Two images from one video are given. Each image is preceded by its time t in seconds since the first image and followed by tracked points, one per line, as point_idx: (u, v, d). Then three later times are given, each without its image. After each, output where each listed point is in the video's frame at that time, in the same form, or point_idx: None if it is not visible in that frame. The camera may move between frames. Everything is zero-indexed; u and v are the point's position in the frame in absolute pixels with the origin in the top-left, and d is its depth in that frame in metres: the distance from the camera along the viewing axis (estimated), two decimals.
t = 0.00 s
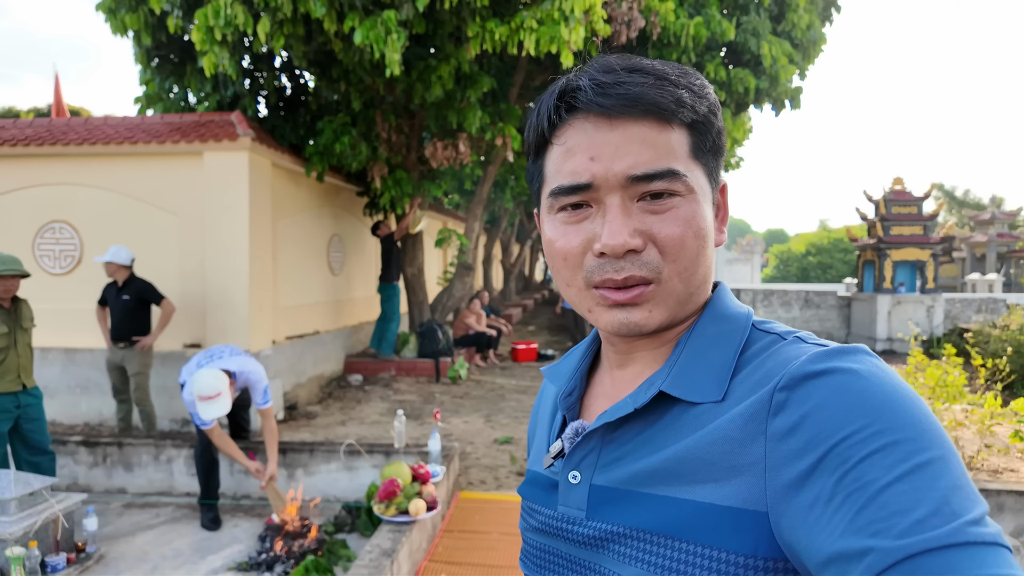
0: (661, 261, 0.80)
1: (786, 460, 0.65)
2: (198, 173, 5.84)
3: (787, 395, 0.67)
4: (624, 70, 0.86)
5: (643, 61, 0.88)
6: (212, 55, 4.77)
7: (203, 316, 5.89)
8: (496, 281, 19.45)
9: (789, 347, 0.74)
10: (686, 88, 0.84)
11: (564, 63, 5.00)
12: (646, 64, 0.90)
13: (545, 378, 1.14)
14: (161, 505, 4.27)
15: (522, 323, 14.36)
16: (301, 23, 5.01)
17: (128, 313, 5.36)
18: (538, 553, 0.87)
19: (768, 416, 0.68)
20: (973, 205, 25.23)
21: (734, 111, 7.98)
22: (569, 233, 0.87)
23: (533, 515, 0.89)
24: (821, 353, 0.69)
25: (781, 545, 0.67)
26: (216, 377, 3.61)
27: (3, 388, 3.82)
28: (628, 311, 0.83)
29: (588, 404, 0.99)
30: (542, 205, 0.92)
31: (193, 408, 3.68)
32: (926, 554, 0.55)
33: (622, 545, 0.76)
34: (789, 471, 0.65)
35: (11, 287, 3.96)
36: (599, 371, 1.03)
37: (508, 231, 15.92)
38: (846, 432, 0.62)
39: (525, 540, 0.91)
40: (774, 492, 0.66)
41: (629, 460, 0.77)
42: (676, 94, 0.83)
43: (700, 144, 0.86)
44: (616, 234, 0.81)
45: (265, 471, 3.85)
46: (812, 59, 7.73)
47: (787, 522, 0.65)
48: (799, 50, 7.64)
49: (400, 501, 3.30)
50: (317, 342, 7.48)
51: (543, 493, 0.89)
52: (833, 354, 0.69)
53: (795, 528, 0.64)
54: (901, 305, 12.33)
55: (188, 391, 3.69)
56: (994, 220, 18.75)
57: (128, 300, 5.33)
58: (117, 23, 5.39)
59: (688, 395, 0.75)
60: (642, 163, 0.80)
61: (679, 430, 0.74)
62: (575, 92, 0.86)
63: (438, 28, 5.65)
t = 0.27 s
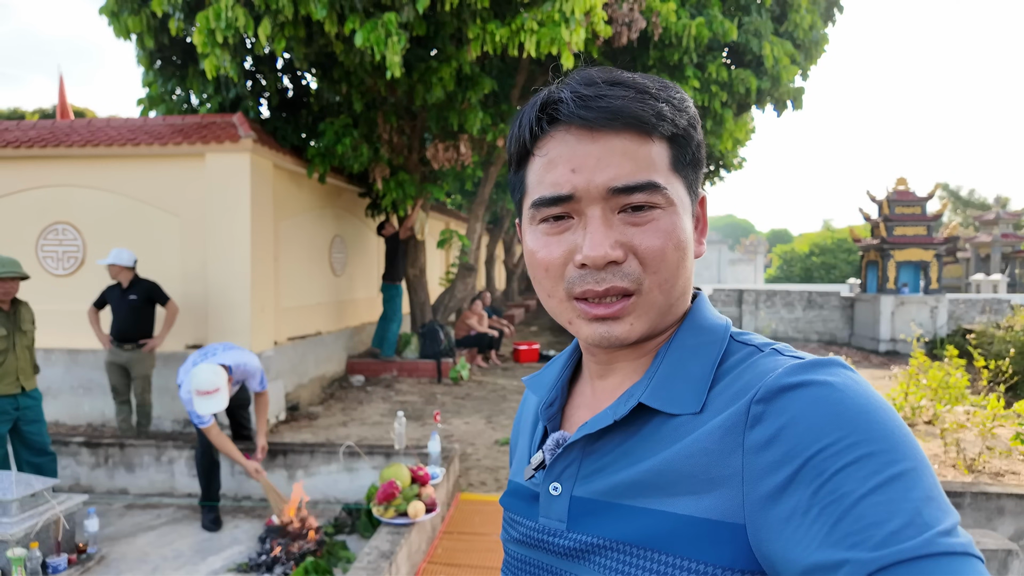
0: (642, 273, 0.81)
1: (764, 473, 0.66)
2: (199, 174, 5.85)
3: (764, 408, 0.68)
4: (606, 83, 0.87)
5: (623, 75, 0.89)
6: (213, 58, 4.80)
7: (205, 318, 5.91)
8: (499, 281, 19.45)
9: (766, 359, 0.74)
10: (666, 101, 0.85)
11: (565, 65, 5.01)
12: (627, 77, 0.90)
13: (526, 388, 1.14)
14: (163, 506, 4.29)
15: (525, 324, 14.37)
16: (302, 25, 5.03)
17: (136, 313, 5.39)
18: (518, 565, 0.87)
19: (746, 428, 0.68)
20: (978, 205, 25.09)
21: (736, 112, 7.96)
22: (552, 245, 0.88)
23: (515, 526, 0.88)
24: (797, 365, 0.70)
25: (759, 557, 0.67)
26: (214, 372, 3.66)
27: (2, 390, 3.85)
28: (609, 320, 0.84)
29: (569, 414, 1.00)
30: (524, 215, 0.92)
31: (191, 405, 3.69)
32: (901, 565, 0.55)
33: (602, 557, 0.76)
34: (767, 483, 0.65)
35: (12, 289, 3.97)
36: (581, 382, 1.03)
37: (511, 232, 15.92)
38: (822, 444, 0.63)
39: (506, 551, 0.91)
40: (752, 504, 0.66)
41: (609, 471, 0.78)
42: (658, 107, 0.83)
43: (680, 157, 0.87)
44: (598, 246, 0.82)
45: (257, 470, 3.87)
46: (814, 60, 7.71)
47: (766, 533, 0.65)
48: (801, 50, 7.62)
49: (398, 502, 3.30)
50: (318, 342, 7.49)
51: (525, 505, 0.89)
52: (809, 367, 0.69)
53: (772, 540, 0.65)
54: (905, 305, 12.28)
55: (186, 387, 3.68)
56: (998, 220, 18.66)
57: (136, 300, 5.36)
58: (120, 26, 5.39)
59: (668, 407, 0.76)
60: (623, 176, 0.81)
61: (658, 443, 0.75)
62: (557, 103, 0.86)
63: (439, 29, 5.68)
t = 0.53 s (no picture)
0: (616, 282, 0.85)
1: (735, 481, 0.69)
2: (203, 175, 5.88)
3: (734, 418, 0.71)
4: (580, 95, 0.91)
5: (598, 87, 0.93)
6: (216, 61, 4.85)
7: (209, 319, 5.94)
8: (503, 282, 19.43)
9: (736, 368, 0.78)
10: (639, 114, 0.89)
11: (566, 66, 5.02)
12: (602, 89, 0.94)
13: (502, 399, 1.18)
14: (166, 506, 4.33)
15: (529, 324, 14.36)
16: (305, 28, 5.05)
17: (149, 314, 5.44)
18: None
19: (717, 438, 0.71)
20: (986, 205, 24.90)
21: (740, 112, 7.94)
22: (526, 254, 0.91)
23: (492, 537, 0.90)
24: (766, 376, 0.73)
25: (731, 565, 0.70)
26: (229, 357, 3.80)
27: (6, 391, 3.89)
28: (584, 329, 0.88)
29: (544, 424, 1.03)
30: (501, 225, 0.96)
31: (198, 394, 3.70)
32: (867, 572, 0.58)
33: (576, 567, 0.78)
34: (738, 492, 0.68)
35: (16, 292, 4.01)
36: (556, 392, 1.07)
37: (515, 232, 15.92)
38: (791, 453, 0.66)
39: (483, 562, 0.93)
40: (724, 512, 0.69)
41: (584, 481, 0.80)
42: (630, 120, 0.88)
43: (654, 169, 0.91)
44: (573, 256, 0.85)
45: (258, 468, 3.89)
46: (819, 60, 7.67)
47: (738, 541, 0.68)
48: (805, 50, 7.59)
49: (398, 504, 3.32)
50: (322, 343, 7.52)
51: (502, 516, 0.92)
52: (778, 378, 0.72)
53: (744, 548, 0.67)
54: (911, 306, 12.21)
55: (195, 373, 3.69)
56: (1006, 220, 18.52)
57: (150, 301, 5.42)
58: (124, 28, 5.45)
59: (641, 416, 0.79)
60: (597, 187, 0.85)
61: (633, 451, 0.78)
62: (532, 115, 0.91)
63: (442, 31, 5.70)
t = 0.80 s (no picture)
0: (589, 295, 0.94)
1: (706, 492, 0.75)
2: (210, 177, 5.93)
3: (704, 429, 0.78)
4: (554, 108, 1.00)
5: (571, 101, 1.03)
6: (223, 63, 4.90)
7: (216, 319, 5.99)
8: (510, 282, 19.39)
9: (704, 378, 0.86)
10: (611, 129, 0.99)
11: (570, 68, 5.04)
12: (575, 103, 1.04)
13: (476, 409, 1.28)
14: (172, 505, 4.37)
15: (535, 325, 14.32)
16: (310, 30, 5.07)
17: (159, 314, 5.51)
18: None
19: (687, 448, 0.78)
20: (998, 204, 24.62)
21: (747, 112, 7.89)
22: (500, 266, 1.01)
23: (467, 551, 0.97)
24: (735, 388, 0.80)
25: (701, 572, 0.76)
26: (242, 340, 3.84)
27: (16, 392, 3.94)
28: (558, 340, 0.97)
29: (517, 436, 1.13)
30: (477, 235, 1.06)
31: (207, 385, 3.78)
32: None
33: None
34: (708, 502, 0.75)
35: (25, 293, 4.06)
36: (529, 405, 1.17)
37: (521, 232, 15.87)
38: (759, 464, 0.73)
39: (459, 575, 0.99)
40: (695, 521, 0.76)
41: (558, 493, 0.87)
42: (603, 134, 0.98)
43: (626, 182, 1.01)
44: (547, 270, 0.94)
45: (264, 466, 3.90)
46: (826, 59, 7.62)
47: (708, 548, 0.75)
48: (813, 50, 7.53)
49: (400, 506, 3.34)
50: (329, 343, 7.56)
51: (476, 529, 1.00)
52: (746, 390, 0.79)
53: (715, 555, 0.74)
54: (921, 306, 12.09)
55: (211, 360, 3.76)
56: (1019, 220, 18.31)
57: (161, 301, 5.48)
58: (132, 31, 5.51)
59: (614, 428, 0.86)
60: (571, 203, 0.94)
61: (610, 459, 0.84)
62: (507, 128, 1.00)
63: (446, 32, 5.74)
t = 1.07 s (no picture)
0: (557, 309, 0.99)
1: (669, 503, 0.79)
2: (219, 178, 5.97)
3: (665, 441, 0.81)
4: (523, 123, 1.04)
5: (541, 117, 1.06)
6: (229, 66, 4.96)
7: (225, 319, 6.04)
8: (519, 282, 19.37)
9: (667, 390, 0.90)
10: (579, 145, 1.04)
11: (575, 69, 5.06)
12: (544, 118, 1.08)
13: (445, 424, 1.35)
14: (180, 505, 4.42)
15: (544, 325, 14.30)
16: (316, 33, 5.10)
17: (160, 314, 5.59)
18: None
19: (650, 460, 0.82)
20: (1014, 203, 24.27)
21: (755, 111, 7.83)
22: (468, 279, 1.05)
23: (434, 565, 1.04)
24: (696, 400, 0.84)
25: None
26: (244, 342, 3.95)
27: (27, 391, 4.01)
28: (526, 353, 1.01)
29: (485, 450, 1.19)
30: (444, 248, 1.10)
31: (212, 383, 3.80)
32: None
33: None
34: (672, 513, 0.78)
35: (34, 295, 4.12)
36: (496, 419, 1.24)
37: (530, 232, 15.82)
38: (719, 475, 0.77)
39: None
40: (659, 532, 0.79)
41: (524, 507, 0.91)
42: (571, 150, 1.02)
43: (594, 197, 1.06)
44: (515, 284, 0.99)
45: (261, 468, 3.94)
46: (836, 58, 7.55)
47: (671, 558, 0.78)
48: (822, 49, 7.47)
49: (402, 507, 3.36)
50: (338, 344, 7.60)
51: (443, 542, 1.05)
52: (707, 402, 0.84)
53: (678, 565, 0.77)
54: (934, 307, 11.95)
55: (216, 360, 3.83)
56: None
57: (162, 301, 5.55)
58: (143, 35, 5.57)
59: (578, 442, 0.90)
60: (538, 218, 0.98)
61: (577, 470, 0.88)
62: (475, 142, 1.04)
63: (453, 34, 5.76)
